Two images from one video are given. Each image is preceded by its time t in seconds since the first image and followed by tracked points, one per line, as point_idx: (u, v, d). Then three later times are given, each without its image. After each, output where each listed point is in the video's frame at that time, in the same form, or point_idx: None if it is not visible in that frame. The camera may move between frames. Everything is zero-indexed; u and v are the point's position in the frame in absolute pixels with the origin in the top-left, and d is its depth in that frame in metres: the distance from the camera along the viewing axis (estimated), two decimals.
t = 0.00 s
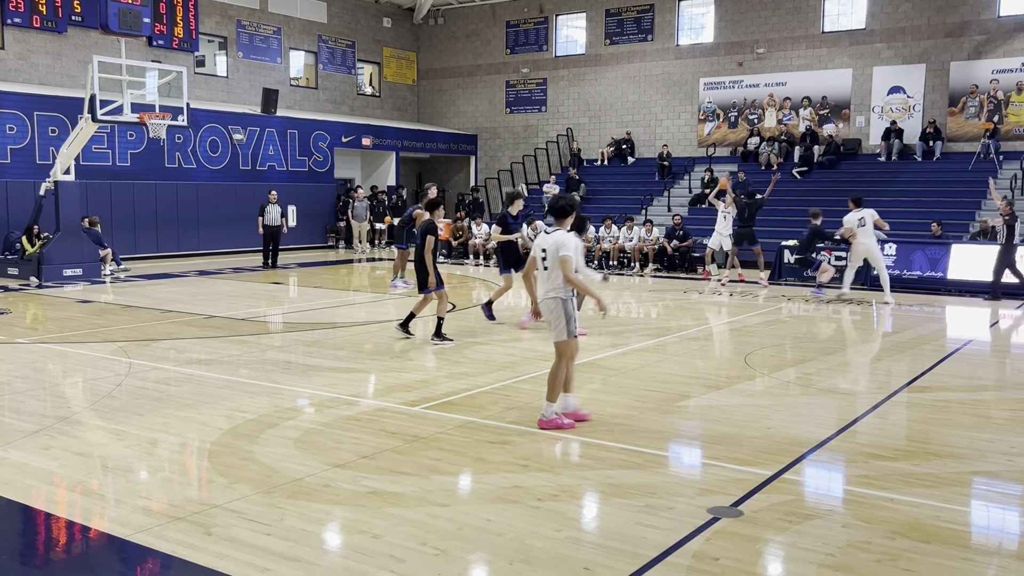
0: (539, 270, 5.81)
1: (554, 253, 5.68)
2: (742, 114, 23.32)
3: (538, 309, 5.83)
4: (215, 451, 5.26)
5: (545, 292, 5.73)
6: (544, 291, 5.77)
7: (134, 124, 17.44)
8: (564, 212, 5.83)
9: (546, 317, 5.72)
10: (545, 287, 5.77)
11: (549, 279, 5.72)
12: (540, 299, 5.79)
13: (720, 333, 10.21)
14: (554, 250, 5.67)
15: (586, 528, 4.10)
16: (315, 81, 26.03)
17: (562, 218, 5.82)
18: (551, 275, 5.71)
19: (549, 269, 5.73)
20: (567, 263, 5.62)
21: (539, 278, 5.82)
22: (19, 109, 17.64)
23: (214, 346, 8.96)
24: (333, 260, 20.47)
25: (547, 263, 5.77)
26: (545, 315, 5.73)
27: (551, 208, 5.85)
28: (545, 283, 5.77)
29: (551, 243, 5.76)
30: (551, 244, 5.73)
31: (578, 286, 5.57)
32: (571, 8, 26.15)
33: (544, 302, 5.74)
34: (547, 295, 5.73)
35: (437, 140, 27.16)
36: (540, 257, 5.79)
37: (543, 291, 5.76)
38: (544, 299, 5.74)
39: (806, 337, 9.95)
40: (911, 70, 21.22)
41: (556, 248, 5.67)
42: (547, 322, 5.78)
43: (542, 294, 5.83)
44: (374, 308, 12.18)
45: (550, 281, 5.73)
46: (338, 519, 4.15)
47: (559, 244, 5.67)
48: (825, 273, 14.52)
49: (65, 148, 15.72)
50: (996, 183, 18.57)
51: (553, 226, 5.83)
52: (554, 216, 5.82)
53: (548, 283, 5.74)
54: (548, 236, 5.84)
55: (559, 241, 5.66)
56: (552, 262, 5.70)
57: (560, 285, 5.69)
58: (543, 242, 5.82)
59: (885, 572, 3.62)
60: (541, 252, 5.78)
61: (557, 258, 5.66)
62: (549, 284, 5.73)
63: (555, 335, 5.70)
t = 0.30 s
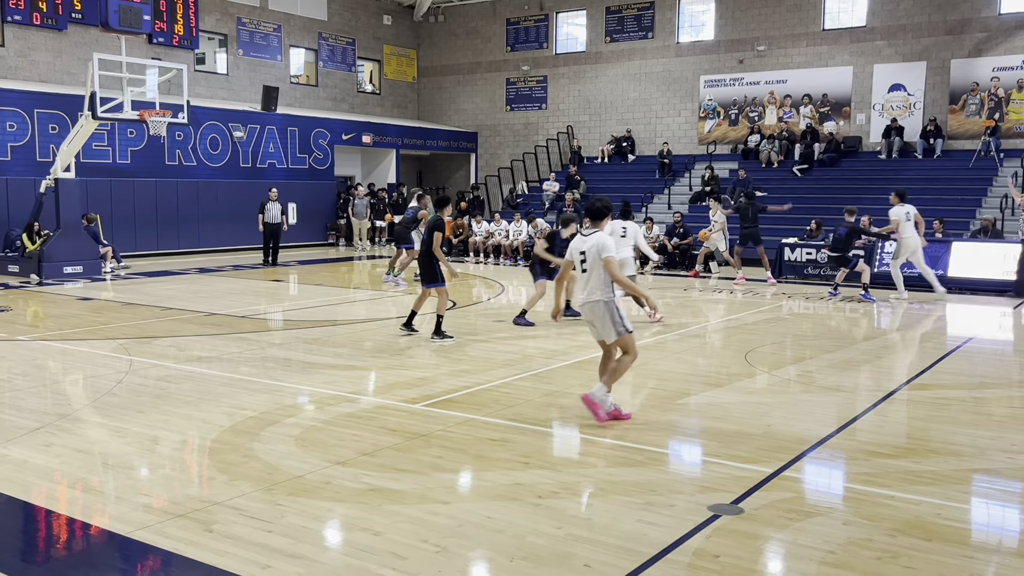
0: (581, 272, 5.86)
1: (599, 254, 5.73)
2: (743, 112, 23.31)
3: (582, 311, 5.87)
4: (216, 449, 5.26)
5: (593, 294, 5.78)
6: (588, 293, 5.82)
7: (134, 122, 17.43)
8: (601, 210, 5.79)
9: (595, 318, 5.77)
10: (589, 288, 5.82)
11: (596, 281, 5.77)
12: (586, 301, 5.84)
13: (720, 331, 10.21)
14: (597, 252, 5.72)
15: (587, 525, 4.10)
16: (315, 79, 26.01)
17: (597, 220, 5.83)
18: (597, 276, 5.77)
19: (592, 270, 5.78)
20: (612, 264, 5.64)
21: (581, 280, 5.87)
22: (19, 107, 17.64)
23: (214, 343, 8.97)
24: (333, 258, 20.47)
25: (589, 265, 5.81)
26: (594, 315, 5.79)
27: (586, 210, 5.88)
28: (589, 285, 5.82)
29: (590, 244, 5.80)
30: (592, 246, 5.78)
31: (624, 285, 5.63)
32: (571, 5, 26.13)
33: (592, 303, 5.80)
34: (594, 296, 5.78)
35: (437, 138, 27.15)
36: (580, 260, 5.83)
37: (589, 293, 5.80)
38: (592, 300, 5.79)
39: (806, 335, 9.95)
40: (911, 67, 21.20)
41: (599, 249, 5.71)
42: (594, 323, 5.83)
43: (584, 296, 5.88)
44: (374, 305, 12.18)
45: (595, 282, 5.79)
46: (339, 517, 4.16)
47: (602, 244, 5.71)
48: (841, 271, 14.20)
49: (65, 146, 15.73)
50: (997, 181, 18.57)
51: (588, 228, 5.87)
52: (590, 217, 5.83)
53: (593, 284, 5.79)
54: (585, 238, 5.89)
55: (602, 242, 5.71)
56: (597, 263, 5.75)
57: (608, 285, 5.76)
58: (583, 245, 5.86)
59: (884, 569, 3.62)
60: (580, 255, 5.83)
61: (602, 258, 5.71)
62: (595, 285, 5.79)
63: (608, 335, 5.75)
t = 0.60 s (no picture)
0: (610, 271, 5.81)
1: (637, 254, 5.80)
2: (746, 110, 23.27)
3: (611, 310, 5.82)
4: (220, 448, 5.26)
5: (628, 292, 5.79)
6: (619, 291, 5.81)
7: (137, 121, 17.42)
8: (631, 210, 5.82)
9: (628, 317, 5.79)
10: (622, 287, 5.80)
11: (631, 280, 5.80)
12: (616, 300, 5.81)
13: (724, 330, 10.21)
14: (635, 250, 5.79)
15: (591, 524, 4.10)
16: (318, 78, 26.01)
17: (623, 218, 5.81)
18: (632, 275, 5.81)
19: (627, 270, 5.79)
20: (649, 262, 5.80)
21: (611, 278, 5.82)
22: (23, 106, 17.65)
23: (218, 342, 8.97)
24: (336, 257, 20.49)
25: (623, 263, 5.80)
26: (628, 314, 5.78)
27: (613, 209, 5.77)
28: (621, 283, 5.81)
29: (625, 243, 5.81)
30: (628, 245, 5.81)
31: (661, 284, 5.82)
32: (574, 4, 26.11)
33: (625, 301, 5.80)
34: (627, 296, 5.79)
35: (440, 137, 27.16)
36: (614, 258, 5.79)
37: (622, 292, 5.79)
38: (625, 299, 5.79)
39: (810, 334, 9.93)
40: (915, 66, 21.17)
41: (638, 248, 5.79)
42: (622, 322, 5.84)
43: (610, 294, 5.84)
44: (377, 304, 12.19)
45: (629, 281, 5.81)
46: (343, 516, 4.15)
47: (641, 244, 5.81)
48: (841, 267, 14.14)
49: (69, 145, 15.76)
50: (1001, 179, 18.55)
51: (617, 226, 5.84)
52: (616, 216, 5.80)
53: (627, 282, 5.81)
54: (613, 237, 5.85)
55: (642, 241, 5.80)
56: (635, 262, 5.80)
57: (640, 285, 5.84)
58: (615, 243, 5.82)
59: (889, 568, 3.62)
60: (615, 253, 5.78)
61: (639, 257, 5.80)
62: (629, 284, 5.81)
63: (639, 334, 5.81)
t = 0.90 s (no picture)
0: (619, 270, 5.78)
1: (645, 254, 5.83)
2: (752, 111, 23.25)
3: (620, 310, 5.77)
4: (226, 448, 5.27)
5: (637, 291, 5.78)
6: (627, 290, 5.79)
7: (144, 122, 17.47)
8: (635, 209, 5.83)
9: (636, 316, 5.78)
10: (630, 286, 5.78)
11: (639, 280, 5.81)
12: (625, 299, 5.78)
13: (730, 331, 10.19)
14: (645, 249, 5.82)
15: (597, 526, 4.09)
16: (323, 79, 26.04)
17: (626, 218, 5.78)
18: (640, 275, 5.82)
19: (635, 269, 5.79)
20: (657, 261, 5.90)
21: (620, 278, 5.78)
22: (30, 107, 17.71)
23: (224, 343, 9.00)
24: (341, 257, 20.53)
25: (632, 263, 5.79)
26: (637, 313, 5.77)
27: (618, 208, 5.72)
28: (629, 283, 5.79)
29: (634, 243, 5.81)
30: (637, 245, 5.81)
31: (665, 284, 5.90)
32: (580, 4, 26.09)
33: (633, 300, 5.78)
34: (636, 295, 5.78)
35: (445, 137, 27.18)
36: (624, 258, 5.76)
37: (632, 291, 5.77)
38: (634, 298, 5.78)
39: (816, 335, 9.91)
40: (921, 66, 21.11)
41: (648, 247, 5.83)
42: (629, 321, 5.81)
43: (617, 293, 5.80)
44: (383, 305, 12.19)
45: (637, 280, 5.81)
46: (349, 517, 4.16)
47: (650, 245, 5.85)
48: (842, 267, 14.06)
49: (75, 146, 15.82)
50: (1008, 180, 18.49)
51: (623, 226, 5.82)
52: (622, 216, 5.77)
53: (635, 282, 5.80)
54: (620, 237, 5.83)
55: (650, 241, 5.84)
56: (643, 262, 5.82)
57: (646, 285, 5.86)
58: (623, 242, 5.80)
59: (897, 570, 3.61)
60: (625, 252, 5.76)
61: (646, 257, 5.83)
62: (639, 284, 5.81)
63: (646, 333, 5.81)
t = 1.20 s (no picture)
0: (612, 269, 5.77)
1: (639, 252, 5.84)
2: (757, 111, 23.21)
3: (614, 308, 5.76)
4: (231, 448, 5.29)
5: (632, 290, 5.77)
6: (621, 289, 5.78)
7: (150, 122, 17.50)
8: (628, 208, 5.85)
9: (630, 314, 5.77)
10: (623, 285, 5.78)
11: (633, 278, 5.80)
12: (619, 297, 5.77)
13: (735, 331, 10.18)
14: (639, 248, 5.83)
15: (601, 526, 4.09)
16: (329, 79, 26.08)
17: (620, 217, 5.80)
18: (634, 273, 5.82)
19: (629, 267, 5.78)
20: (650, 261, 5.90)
21: (613, 276, 5.78)
22: (36, 108, 17.76)
23: (230, 343, 9.03)
24: (346, 258, 20.55)
25: (626, 262, 5.79)
26: (632, 311, 5.75)
27: (613, 207, 5.77)
28: (622, 282, 5.78)
29: (627, 241, 5.81)
30: (630, 244, 5.81)
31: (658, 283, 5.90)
32: (585, 5, 26.09)
33: (627, 299, 5.77)
34: (630, 294, 5.77)
35: (450, 138, 27.19)
36: (617, 256, 5.76)
37: (626, 290, 5.76)
38: (628, 296, 5.77)
39: (821, 336, 9.89)
40: (927, 67, 21.06)
41: (642, 246, 5.83)
42: (623, 320, 5.80)
43: (611, 292, 5.79)
44: (388, 305, 12.21)
45: (630, 279, 5.81)
46: (354, 517, 4.16)
47: (643, 243, 5.85)
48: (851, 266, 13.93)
49: (81, 147, 15.85)
50: (1014, 181, 18.43)
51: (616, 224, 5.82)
52: (616, 215, 5.78)
53: (629, 281, 5.80)
54: (613, 235, 5.84)
55: (643, 239, 5.85)
56: (637, 260, 5.83)
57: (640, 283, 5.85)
58: (616, 242, 5.81)
59: (902, 572, 3.60)
60: (618, 251, 5.77)
61: (639, 256, 5.83)
62: (632, 283, 5.80)
63: (641, 332, 5.79)
